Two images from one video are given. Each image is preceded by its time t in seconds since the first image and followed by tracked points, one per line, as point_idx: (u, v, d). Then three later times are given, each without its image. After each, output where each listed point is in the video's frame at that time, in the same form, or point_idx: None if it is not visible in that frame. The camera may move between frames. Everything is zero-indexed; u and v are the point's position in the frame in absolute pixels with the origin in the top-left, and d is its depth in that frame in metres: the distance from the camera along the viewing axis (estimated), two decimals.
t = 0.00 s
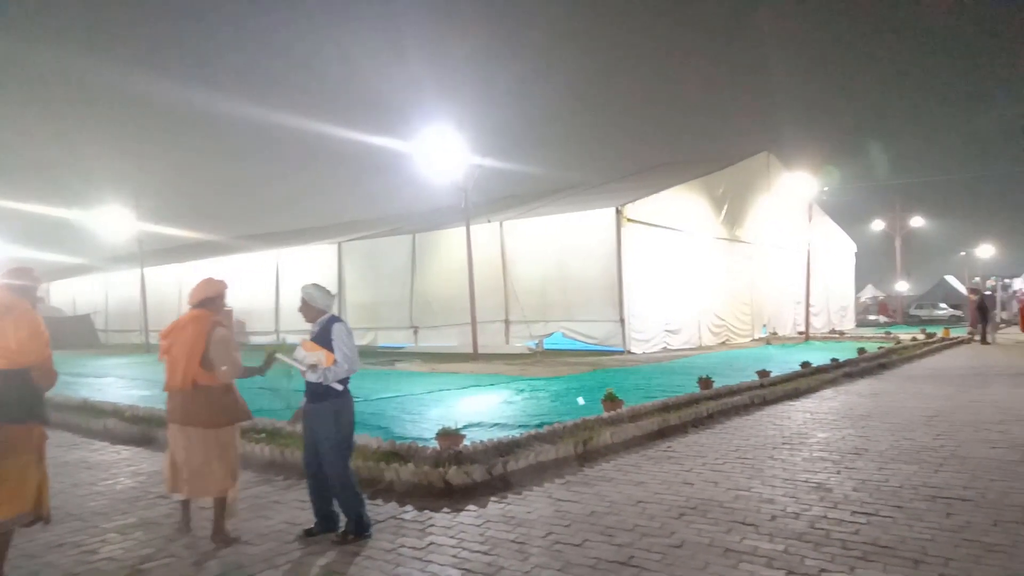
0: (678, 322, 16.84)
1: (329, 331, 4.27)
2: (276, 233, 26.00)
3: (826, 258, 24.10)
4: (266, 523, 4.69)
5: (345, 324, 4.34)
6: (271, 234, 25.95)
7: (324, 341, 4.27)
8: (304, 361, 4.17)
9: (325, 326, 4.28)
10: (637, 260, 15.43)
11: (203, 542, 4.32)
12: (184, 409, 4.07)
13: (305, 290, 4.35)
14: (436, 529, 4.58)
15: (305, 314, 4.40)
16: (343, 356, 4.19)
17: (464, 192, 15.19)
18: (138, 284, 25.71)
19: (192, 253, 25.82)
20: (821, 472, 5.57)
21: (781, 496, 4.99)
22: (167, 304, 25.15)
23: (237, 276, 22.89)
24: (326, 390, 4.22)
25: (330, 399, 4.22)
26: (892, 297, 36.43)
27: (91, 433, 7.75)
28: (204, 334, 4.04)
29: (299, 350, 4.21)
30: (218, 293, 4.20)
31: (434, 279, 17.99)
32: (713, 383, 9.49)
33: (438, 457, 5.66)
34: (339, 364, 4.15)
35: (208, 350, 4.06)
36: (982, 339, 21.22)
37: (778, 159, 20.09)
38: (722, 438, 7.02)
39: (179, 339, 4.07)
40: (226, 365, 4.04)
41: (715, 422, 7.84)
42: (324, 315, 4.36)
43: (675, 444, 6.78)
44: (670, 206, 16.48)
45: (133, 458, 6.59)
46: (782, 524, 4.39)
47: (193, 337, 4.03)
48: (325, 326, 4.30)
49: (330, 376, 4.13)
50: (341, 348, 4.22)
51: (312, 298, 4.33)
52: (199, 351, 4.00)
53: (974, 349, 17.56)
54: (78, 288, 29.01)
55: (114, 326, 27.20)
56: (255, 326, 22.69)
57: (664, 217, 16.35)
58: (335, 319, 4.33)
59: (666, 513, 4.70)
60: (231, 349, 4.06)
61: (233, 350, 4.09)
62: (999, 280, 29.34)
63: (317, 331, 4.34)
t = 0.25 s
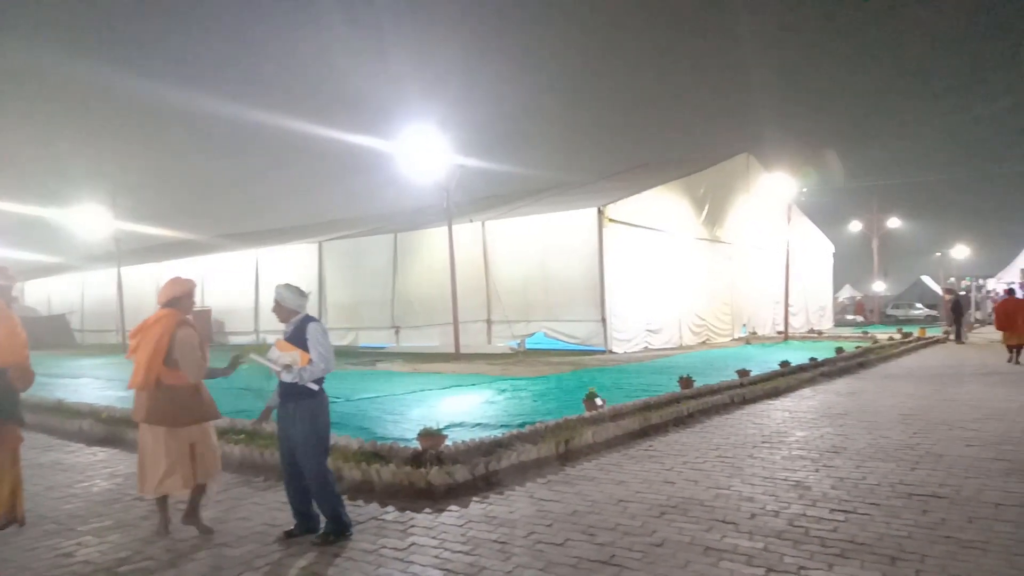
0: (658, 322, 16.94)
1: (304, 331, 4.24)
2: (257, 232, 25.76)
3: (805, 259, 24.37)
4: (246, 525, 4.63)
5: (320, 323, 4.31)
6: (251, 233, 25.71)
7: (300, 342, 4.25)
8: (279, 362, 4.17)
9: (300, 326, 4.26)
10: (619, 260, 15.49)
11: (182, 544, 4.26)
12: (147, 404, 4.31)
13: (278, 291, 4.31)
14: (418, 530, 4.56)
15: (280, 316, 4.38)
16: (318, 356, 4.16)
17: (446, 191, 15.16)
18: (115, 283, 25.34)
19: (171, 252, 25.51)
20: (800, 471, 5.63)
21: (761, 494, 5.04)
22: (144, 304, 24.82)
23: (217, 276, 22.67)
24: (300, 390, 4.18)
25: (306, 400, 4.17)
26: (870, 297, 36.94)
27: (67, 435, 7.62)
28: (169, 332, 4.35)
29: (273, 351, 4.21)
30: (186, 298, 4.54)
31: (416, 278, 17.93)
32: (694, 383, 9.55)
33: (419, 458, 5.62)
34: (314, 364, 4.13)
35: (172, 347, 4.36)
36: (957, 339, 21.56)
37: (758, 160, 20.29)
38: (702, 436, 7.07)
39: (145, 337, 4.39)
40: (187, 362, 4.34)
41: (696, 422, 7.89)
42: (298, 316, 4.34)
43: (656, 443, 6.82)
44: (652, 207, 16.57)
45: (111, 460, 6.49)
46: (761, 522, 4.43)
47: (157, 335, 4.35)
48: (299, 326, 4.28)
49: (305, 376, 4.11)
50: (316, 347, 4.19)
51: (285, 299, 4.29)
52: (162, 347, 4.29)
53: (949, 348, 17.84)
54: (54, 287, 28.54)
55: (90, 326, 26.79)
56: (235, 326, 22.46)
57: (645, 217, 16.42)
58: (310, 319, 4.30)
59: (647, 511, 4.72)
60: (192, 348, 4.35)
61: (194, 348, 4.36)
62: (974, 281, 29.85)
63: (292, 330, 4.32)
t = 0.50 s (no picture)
0: (641, 322, 17.00)
1: (280, 331, 4.22)
2: (238, 231, 25.51)
3: (786, 259, 24.61)
4: (226, 526, 4.58)
5: (296, 322, 4.28)
6: (233, 232, 25.47)
7: (276, 341, 4.22)
8: (255, 362, 4.14)
9: (276, 326, 4.23)
10: (602, 260, 15.52)
11: (161, 547, 4.20)
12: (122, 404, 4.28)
13: (252, 291, 4.27)
14: (401, 531, 4.53)
15: (254, 316, 4.35)
16: (295, 355, 4.13)
17: (430, 191, 15.10)
18: (93, 283, 24.98)
19: (151, 251, 25.19)
20: (782, 469, 5.68)
21: (742, 493, 5.07)
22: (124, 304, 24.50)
23: (197, 275, 22.44)
24: (277, 390, 4.15)
25: (283, 400, 4.15)
26: (849, 297, 37.41)
27: (43, 436, 7.49)
28: (145, 331, 4.32)
29: (250, 351, 4.18)
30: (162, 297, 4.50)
31: (399, 278, 17.86)
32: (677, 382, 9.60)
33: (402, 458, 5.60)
34: (290, 363, 4.10)
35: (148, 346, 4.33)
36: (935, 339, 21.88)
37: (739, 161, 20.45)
38: (685, 435, 7.10)
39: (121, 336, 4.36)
40: (162, 362, 4.31)
41: (678, 421, 7.93)
42: (273, 315, 4.31)
43: (639, 443, 6.85)
44: (635, 207, 16.64)
45: (89, 462, 6.39)
46: (743, 520, 4.46)
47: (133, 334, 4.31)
48: (275, 326, 4.25)
49: (282, 376, 4.09)
50: (292, 346, 4.16)
51: (258, 299, 4.26)
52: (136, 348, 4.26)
53: (927, 348, 18.09)
54: (30, 286, 28.08)
55: (68, 326, 26.38)
56: (216, 326, 22.24)
57: (628, 218, 16.48)
58: (286, 318, 4.27)
59: (630, 511, 4.74)
60: (167, 349, 4.32)
61: (168, 349, 4.33)
62: (951, 281, 30.31)
63: (268, 330, 4.29)
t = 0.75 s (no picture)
0: (621, 322, 17.08)
1: (252, 332, 4.16)
2: (216, 230, 25.20)
3: (764, 260, 24.88)
4: (203, 529, 4.52)
5: (267, 323, 4.23)
6: (210, 231, 25.16)
7: (248, 343, 4.15)
8: (225, 363, 4.05)
9: (248, 327, 4.17)
10: (582, 261, 15.57)
11: (136, 551, 4.13)
12: (102, 404, 4.22)
13: (225, 292, 4.24)
14: (381, 532, 4.51)
15: (227, 318, 4.30)
16: (266, 355, 4.07)
17: (410, 190, 15.04)
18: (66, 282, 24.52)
19: (126, 251, 24.80)
20: (759, 468, 5.74)
21: (721, 491, 5.12)
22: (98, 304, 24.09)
23: (174, 275, 22.13)
24: (251, 392, 4.10)
25: (257, 402, 4.11)
26: (825, 297, 37.91)
27: (14, 439, 7.33)
28: (132, 334, 4.30)
29: (221, 352, 4.09)
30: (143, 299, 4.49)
31: (379, 278, 17.76)
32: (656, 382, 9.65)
33: (382, 460, 5.59)
34: (262, 364, 4.04)
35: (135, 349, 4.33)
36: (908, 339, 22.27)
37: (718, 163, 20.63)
38: (664, 435, 7.14)
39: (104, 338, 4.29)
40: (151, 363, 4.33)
41: (657, 420, 7.98)
42: (245, 317, 4.26)
43: (619, 442, 6.87)
44: (615, 208, 16.72)
45: (62, 464, 6.26)
46: (722, 519, 4.50)
47: (119, 337, 4.27)
48: (247, 327, 4.20)
49: (254, 376, 4.02)
50: (264, 347, 4.10)
51: (230, 301, 4.22)
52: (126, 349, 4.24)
53: (900, 348, 18.38)
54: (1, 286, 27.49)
55: (40, 326, 25.87)
56: (193, 326, 21.94)
57: (608, 218, 16.55)
58: (259, 319, 4.22)
59: (610, 510, 4.76)
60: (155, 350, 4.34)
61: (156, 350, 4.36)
62: (923, 282, 30.86)
63: (240, 332, 4.23)
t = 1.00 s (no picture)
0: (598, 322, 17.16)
1: (220, 332, 4.11)
2: (188, 229, 24.82)
3: (738, 261, 25.18)
4: (175, 532, 4.44)
5: (235, 323, 4.19)
6: (183, 230, 24.78)
7: (217, 344, 4.10)
8: (193, 365, 3.95)
9: (216, 327, 4.12)
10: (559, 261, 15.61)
11: (105, 555, 4.05)
12: (94, 408, 4.19)
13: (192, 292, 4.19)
14: (356, 533, 4.48)
15: (193, 318, 4.24)
16: (237, 357, 4.02)
17: (387, 189, 14.95)
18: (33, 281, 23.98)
19: (95, 250, 24.31)
20: (733, 466, 5.81)
21: (695, 490, 5.16)
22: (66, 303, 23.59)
23: (145, 274, 21.75)
24: (220, 393, 4.08)
25: (225, 404, 4.08)
26: (798, 298, 38.47)
27: None
28: (119, 337, 4.35)
29: (187, 353, 3.98)
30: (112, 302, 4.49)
31: (355, 278, 17.63)
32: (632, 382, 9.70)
33: (357, 461, 5.55)
34: (232, 366, 3.99)
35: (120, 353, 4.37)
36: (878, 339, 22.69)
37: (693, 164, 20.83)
38: (640, 434, 7.19)
39: (87, 340, 4.25)
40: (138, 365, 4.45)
41: (633, 419, 8.04)
42: (211, 316, 4.20)
43: (595, 442, 6.90)
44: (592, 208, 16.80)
45: (28, 467, 6.11)
46: (696, 517, 4.54)
47: (107, 339, 4.28)
48: (215, 327, 4.14)
49: (224, 378, 3.96)
50: (234, 349, 4.06)
51: (196, 300, 4.17)
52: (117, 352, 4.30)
53: (870, 347, 18.72)
54: None
55: (6, 326, 25.25)
56: (165, 327, 21.59)
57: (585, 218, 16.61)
58: (226, 319, 4.18)
59: (586, 509, 4.77)
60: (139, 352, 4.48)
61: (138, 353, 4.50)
62: (893, 282, 31.46)
63: (207, 332, 4.16)
